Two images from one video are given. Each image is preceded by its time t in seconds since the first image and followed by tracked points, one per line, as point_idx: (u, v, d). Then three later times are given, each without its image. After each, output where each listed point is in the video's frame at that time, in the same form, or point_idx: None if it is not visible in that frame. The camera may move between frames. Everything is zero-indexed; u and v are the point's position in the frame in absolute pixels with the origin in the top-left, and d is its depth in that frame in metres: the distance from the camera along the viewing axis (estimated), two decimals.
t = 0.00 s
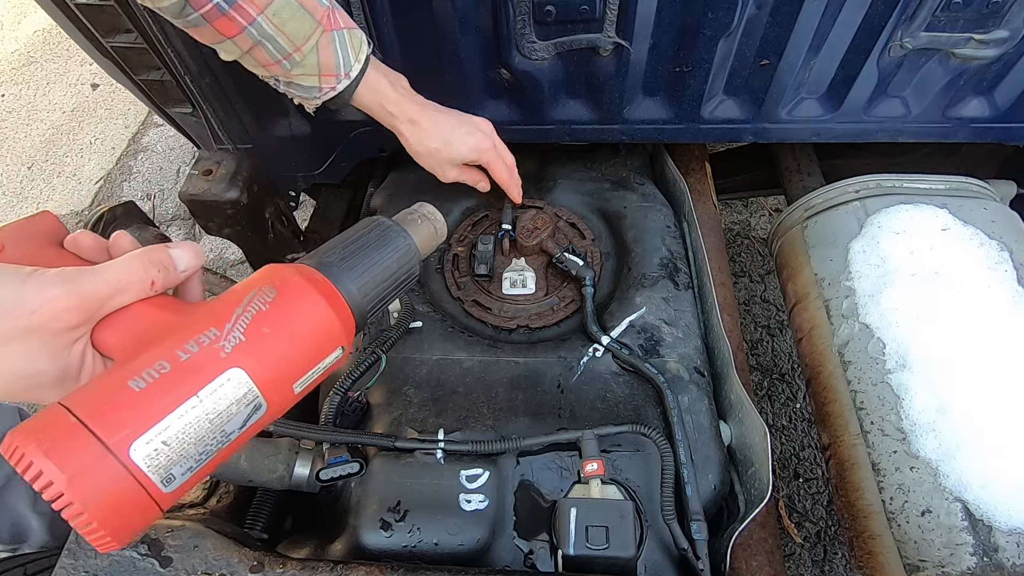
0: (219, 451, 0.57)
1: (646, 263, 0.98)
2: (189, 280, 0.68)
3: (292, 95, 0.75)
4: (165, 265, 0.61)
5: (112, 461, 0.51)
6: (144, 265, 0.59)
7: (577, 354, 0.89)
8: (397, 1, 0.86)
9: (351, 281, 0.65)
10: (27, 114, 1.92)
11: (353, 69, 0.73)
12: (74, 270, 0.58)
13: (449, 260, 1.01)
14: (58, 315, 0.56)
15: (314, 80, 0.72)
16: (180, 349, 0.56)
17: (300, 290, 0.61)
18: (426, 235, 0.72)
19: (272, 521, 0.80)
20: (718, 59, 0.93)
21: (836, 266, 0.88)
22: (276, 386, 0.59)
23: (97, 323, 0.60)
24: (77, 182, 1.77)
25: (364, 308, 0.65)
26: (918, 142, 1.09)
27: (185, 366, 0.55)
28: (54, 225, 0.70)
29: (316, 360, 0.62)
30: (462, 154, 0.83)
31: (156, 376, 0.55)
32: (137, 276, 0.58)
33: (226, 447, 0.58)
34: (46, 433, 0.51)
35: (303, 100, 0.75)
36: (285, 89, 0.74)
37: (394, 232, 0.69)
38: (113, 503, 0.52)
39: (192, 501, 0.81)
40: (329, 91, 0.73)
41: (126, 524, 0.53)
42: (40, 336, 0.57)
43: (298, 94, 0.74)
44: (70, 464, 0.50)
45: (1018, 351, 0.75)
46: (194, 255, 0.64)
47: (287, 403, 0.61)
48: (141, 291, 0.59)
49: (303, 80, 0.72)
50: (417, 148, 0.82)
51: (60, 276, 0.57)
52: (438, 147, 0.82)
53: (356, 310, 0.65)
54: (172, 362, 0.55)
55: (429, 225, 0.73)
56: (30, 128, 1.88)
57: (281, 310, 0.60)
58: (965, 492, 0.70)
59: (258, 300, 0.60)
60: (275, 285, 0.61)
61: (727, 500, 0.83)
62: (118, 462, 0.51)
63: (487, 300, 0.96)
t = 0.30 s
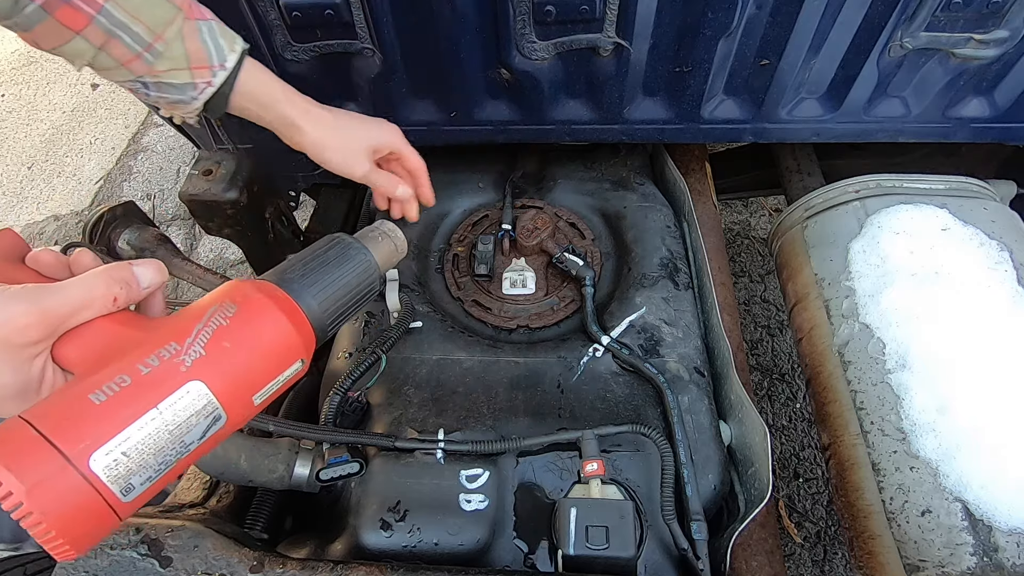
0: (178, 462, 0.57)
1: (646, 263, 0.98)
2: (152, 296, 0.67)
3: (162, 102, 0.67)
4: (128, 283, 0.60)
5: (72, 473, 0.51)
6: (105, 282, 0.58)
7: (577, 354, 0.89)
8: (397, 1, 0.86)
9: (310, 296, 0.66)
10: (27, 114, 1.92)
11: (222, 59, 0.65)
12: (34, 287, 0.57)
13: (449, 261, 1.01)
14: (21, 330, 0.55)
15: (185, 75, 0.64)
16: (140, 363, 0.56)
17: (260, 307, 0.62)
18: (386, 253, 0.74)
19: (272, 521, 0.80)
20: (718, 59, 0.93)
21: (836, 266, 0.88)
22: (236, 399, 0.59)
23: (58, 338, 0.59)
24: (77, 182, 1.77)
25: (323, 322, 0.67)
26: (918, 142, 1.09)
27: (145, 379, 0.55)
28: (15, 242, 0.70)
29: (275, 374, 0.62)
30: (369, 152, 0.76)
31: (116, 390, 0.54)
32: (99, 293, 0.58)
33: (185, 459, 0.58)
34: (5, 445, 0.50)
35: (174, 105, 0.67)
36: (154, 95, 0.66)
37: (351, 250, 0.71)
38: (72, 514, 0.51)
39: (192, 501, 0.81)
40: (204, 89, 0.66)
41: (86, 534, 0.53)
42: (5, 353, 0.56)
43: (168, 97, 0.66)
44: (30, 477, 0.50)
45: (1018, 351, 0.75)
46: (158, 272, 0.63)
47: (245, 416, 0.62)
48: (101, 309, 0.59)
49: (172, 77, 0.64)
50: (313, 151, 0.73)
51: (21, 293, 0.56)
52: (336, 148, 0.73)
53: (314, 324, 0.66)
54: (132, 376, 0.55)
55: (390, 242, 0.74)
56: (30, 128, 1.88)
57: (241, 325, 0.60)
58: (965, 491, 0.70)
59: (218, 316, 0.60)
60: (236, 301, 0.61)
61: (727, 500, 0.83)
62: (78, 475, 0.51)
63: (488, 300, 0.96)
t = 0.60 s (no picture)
0: (211, 428, 0.58)
1: (646, 263, 0.98)
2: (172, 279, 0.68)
3: None
4: (152, 264, 0.61)
5: (114, 435, 0.52)
6: (132, 262, 0.60)
7: (577, 354, 0.89)
8: (397, 0, 0.86)
9: (323, 276, 0.67)
10: (27, 114, 1.92)
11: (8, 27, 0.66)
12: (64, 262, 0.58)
13: (449, 261, 1.01)
14: (52, 304, 0.56)
15: None
16: (171, 335, 0.57)
17: (280, 284, 0.62)
18: (389, 237, 0.76)
19: (272, 521, 0.80)
20: (718, 60, 0.93)
21: (836, 266, 0.88)
22: (265, 368, 0.60)
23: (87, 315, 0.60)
24: (77, 181, 1.77)
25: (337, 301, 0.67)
26: (918, 142, 1.09)
27: (177, 350, 0.56)
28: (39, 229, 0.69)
29: (300, 346, 0.63)
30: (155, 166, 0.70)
31: (150, 359, 0.55)
32: (126, 272, 0.59)
33: (218, 426, 0.59)
34: (48, 412, 0.51)
35: None
36: None
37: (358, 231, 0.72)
38: (116, 476, 0.52)
39: (192, 501, 0.81)
40: None
41: (128, 495, 0.53)
42: (38, 324, 0.57)
43: None
44: (75, 440, 0.50)
45: (1019, 351, 0.75)
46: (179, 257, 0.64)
47: (271, 387, 0.63)
48: (128, 287, 0.60)
49: None
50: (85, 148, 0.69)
51: (53, 269, 0.57)
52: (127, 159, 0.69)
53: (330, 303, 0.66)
54: (164, 347, 0.56)
55: (392, 228, 0.77)
56: (30, 129, 1.88)
57: (265, 300, 0.61)
58: (965, 491, 0.70)
59: (240, 293, 0.61)
60: (256, 279, 0.62)
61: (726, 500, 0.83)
62: (119, 437, 0.52)
63: (487, 300, 0.96)
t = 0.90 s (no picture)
0: (248, 394, 0.58)
1: (646, 263, 0.98)
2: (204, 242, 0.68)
3: None
4: (179, 229, 0.61)
5: (152, 400, 0.52)
6: (158, 227, 0.59)
7: (577, 354, 0.89)
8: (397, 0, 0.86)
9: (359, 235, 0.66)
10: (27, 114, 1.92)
11: None
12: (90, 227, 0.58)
13: (449, 261, 1.01)
14: (78, 270, 0.57)
15: None
16: (204, 298, 0.57)
17: (312, 241, 0.63)
18: (427, 190, 0.74)
19: (272, 521, 0.80)
20: (717, 60, 0.93)
21: (836, 266, 0.88)
22: (300, 333, 0.60)
23: (114, 283, 0.61)
24: (77, 181, 1.77)
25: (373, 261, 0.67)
26: (918, 142, 1.09)
27: (210, 312, 0.56)
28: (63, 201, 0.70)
29: (335, 308, 0.63)
30: None
31: (184, 322, 0.55)
32: (152, 237, 0.59)
33: (255, 392, 0.59)
34: (84, 380, 0.51)
35: None
36: None
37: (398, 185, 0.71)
38: (157, 445, 0.52)
39: (192, 501, 0.81)
40: None
41: (168, 466, 0.53)
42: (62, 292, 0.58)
43: None
44: (113, 405, 0.50)
45: (1019, 351, 0.75)
46: (208, 221, 0.64)
47: (308, 352, 0.63)
48: (154, 253, 0.60)
49: None
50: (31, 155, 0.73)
51: (79, 234, 0.57)
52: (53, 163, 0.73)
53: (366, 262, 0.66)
54: (199, 310, 0.56)
55: (429, 181, 0.75)
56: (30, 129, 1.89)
57: (298, 260, 0.61)
58: (965, 491, 0.69)
59: (272, 252, 0.61)
60: (288, 237, 0.62)
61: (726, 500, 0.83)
62: (157, 401, 0.52)
63: (488, 300, 0.96)
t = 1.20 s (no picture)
0: (230, 367, 0.57)
1: (646, 263, 0.98)
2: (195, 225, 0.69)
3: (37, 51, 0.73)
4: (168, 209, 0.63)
5: (122, 369, 0.51)
6: (146, 206, 0.61)
7: (577, 354, 0.89)
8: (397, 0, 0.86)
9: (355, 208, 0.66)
10: (27, 114, 1.92)
11: None
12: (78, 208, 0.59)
13: (449, 261, 1.01)
14: (67, 249, 0.58)
15: None
16: (183, 266, 0.57)
17: (299, 210, 0.63)
18: (430, 162, 0.75)
19: (272, 521, 0.80)
20: (717, 60, 0.93)
21: (836, 266, 0.88)
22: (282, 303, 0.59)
23: (104, 266, 0.62)
24: (77, 182, 1.77)
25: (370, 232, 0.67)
26: (918, 142, 1.09)
27: (187, 280, 0.56)
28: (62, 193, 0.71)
29: (323, 278, 0.62)
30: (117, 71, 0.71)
31: (160, 291, 0.55)
32: (139, 214, 0.60)
33: (240, 366, 0.58)
34: (57, 350, 0.51)
35: None
36: None
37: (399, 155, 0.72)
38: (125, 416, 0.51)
39: (192, 501, 0.80)
40: None
41: (141, 440, 0.53)
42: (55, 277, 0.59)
43: None
44: (81, 375, 0.50)
45: (1018, 351, 0.75)
46: (199, 200, 0.66)
47: (298, 326, 0.61)
48: (144, 232, 0.61)
49: None
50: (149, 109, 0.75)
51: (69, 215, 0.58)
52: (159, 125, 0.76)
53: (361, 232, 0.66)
54: (177, 279, 0.56)
55: (432, 153, 0.76)
56: (30, 129, 1.88)
57: (283, 229, 0.61)
58: (965, 491, 0.69)
59: (258, 221, 0.61)
60: (274, 207, 0.63)
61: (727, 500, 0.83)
62: (127, 371, 0.52)
63: (488, 300, 0.96)
